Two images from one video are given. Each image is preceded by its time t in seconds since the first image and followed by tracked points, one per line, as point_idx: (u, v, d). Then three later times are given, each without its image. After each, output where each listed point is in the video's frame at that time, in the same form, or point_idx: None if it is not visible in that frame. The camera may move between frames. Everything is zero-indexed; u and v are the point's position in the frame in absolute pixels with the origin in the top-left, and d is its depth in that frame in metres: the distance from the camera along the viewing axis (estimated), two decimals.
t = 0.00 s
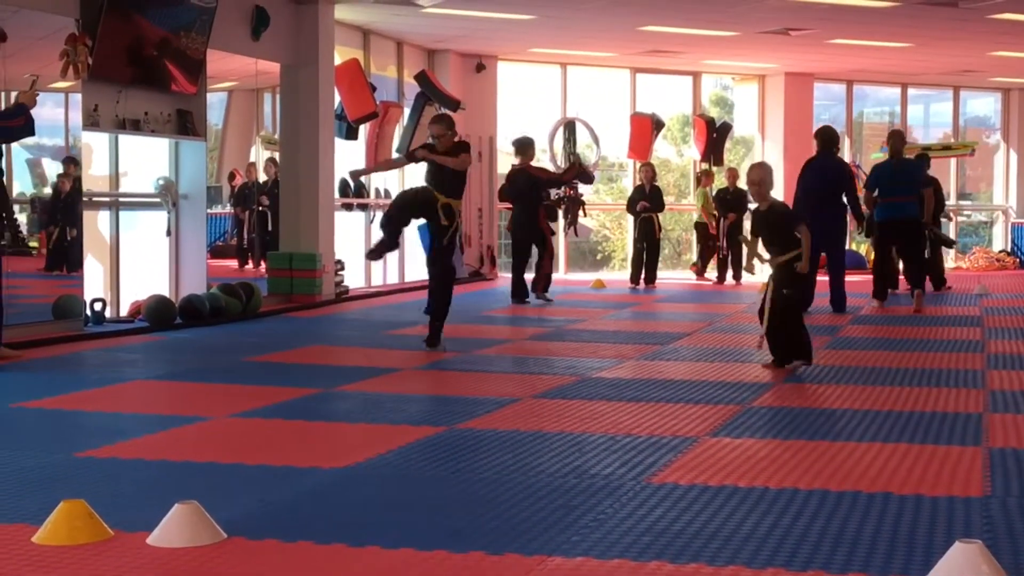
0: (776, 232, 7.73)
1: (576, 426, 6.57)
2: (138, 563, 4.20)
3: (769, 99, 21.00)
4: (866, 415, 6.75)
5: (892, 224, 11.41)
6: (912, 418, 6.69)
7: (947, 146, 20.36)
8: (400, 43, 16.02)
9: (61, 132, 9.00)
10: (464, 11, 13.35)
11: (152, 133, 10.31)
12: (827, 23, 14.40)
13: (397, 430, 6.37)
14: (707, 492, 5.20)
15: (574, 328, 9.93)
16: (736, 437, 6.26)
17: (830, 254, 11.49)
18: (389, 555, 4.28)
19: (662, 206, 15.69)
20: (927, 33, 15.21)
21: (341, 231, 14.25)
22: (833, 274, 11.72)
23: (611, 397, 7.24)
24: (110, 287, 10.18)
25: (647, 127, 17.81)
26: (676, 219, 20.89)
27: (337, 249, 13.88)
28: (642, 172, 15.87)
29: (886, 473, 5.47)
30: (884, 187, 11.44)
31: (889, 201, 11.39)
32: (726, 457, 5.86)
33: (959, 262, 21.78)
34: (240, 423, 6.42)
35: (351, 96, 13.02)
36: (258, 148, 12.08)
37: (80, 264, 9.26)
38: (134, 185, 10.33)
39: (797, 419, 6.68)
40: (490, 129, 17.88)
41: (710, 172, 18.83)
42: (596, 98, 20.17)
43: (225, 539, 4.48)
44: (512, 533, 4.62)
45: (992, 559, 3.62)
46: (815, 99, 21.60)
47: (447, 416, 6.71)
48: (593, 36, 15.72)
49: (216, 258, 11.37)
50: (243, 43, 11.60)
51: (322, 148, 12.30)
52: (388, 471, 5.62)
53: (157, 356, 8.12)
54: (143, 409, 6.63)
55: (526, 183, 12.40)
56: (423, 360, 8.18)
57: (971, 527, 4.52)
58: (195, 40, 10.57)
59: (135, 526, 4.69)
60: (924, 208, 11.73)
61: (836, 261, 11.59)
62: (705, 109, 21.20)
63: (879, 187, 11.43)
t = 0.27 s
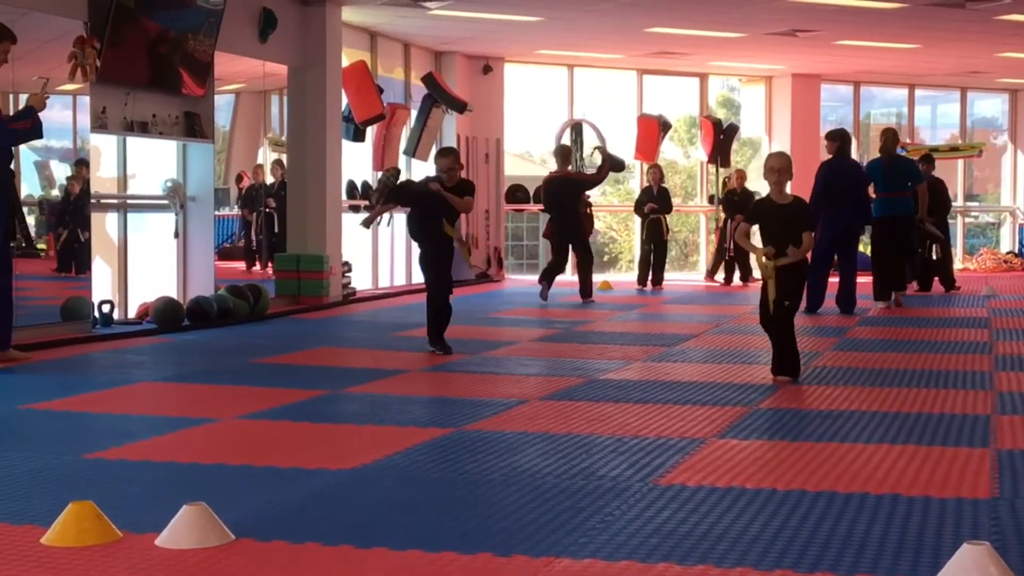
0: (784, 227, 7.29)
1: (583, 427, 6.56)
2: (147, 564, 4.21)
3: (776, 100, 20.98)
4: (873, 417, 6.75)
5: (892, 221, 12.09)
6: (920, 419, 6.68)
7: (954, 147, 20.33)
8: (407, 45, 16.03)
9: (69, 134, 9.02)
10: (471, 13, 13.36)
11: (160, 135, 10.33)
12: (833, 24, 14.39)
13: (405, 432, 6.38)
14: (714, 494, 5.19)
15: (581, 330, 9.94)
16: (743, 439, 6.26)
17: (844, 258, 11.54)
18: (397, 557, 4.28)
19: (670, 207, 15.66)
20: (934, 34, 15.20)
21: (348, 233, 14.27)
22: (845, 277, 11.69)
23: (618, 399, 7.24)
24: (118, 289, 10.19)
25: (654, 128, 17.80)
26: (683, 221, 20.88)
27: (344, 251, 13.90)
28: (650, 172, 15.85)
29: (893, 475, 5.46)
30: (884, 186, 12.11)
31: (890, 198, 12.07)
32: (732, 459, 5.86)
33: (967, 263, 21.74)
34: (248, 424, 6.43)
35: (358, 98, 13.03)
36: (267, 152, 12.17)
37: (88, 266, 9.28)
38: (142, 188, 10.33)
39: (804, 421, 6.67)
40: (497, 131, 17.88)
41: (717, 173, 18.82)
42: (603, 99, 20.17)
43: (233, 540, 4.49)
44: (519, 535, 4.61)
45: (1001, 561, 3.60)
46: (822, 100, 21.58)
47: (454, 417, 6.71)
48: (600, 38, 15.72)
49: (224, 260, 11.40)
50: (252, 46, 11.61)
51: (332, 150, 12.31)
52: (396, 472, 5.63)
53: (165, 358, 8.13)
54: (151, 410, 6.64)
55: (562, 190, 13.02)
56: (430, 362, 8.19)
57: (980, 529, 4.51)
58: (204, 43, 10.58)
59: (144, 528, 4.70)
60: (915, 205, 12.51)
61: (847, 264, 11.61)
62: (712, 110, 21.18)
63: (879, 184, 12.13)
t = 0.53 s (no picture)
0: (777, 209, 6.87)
1: (588, 427, 6.56)
2: (153, 564, 4.21)
3: (781, 100, 20.96)
4: (879, 417, 6.74)
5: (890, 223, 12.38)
6: (925, 420, 6.67)
7: (960, 147, 20.29)
8: (412, 46, 16.03)
9: (74, 134, 9.02)
10: (477, 13, 13.36)
11: (165, 135, 10.29)
12: (838, 24, 14.38)
13: (410, 432, 6.38)
14: (719, 494, 5.19)
15: (587, 330, 9.94)
16: (748, 439, 6.25)
17: (848, 261, 11.55)
18: (402, 557, 4.29)
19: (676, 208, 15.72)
20: (940, 34, 15.17)
21: (354, 233, 14.28)
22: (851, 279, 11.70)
23: (624, 399, 7.23)
24: (123, 289, 10.21)
25: (659, 128, 17.78)
26: (688, 221, 20.87)
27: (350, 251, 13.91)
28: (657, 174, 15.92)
29: (899, 476, 5.45)
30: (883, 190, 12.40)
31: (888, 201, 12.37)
32: (738, 459, 5.86)
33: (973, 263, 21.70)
34: (254, 424, 6.43)
35: (363, 98, 13.03)
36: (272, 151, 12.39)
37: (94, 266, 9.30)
38: (147, 188, 10.37)
39: (809, 421, 6.67)
40: (502, 131, 17.88)
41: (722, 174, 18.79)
42: (609, 99, 20.16)
43: (238, 540, 4.50)
44: (524, 535, 4.61)
45: (1007, 561, 3.60)
46: (827, 100, 21.55)
47: (460, 417, 6.72)
48: (605, 38, 15.70)
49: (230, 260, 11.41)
50: (257, 46, 11.61)
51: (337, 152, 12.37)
52: (401, 472, 5.63)
53: (171, 358, 8.14)
54: (156, 410, 6.65)
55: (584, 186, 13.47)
56: (435, 362, 8.20)
57: (985, 530, 4.50)
58: (209, 44, 10.58)
59: (149, 527, 4.71)
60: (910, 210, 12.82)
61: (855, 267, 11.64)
62: (717, 110, 21.17)
63: (878, 186, 12.48)
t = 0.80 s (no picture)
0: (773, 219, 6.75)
1: (591, 427, 6.57)
2: (157, 563, 4.21)
3: (784, 100, 20.96)
4: (882, 417, 6.74)
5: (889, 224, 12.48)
6: (928, 419, 6.67)
7: (963, 146, 20.27)
8: (415, 45, 16.03)
9: (77, 134, 9.04)
10: (480, 12, 13.36)
11: (168, 135, 10.28)
12: (841, 24, 14.37)
13: (413, 431, 6.39)
14: (722, 493, 5.20)
15: (590, 329, 9.94)
16: (751, 439, 6.26)
17: (852, 262, 11.49)
18: (404, 556, 4.29)
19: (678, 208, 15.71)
20: (943, 34, 15.16)
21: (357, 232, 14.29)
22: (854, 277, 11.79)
23: (627, 399, 7.23)
24: (127, 289, 10.22)
25: (662, 128, 17.78)
26: (691, 221, 20.88)
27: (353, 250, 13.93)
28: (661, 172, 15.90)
29: (902, 475, 5.46)
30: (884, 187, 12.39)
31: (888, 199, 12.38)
32: (741, 459, 5.86)
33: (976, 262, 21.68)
34: (257, 423, 6.44)
35: (366, 97, 12.96)
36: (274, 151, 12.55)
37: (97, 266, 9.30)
38: (151, 187, 10.39)
39: (812, 420, 6.67)
40: (505, 130, 17.89)
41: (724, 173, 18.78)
42: (612, 99, 20.17)
43: (242, 539, 4.50)
44: (528, 534, 4.62)
45: (1010, 561, 3.59)
46: (830, 100, 21.54)
47: (462, 417, 6.72)
48: (607, 38, 15.71)
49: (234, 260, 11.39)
50: (261, 45, 11.63)
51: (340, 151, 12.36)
52: (404, 471, 5.63)
53: (174, 357, 8.14)
54: (160, 410, 6.65)
55: (605, 182, 13.61)
56: (439, 361, 8.20)
57: (989, 529, 4.51)
58: (212, 43, 10.58)
59: (153, 526, 4.72)
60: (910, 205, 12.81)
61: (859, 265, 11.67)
62: (720, 110, 21.18)
63: (878, 183, 12.42)
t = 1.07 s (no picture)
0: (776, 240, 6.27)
1: (594, 425, 6.56)
2: (157, 562, 4.21)
3: (786, 99, 20.96)
4: (884, 416, 6.74)
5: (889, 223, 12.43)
6: (930, 418, 6.66)
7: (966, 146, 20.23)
8: (417, 44, 16.04)
9: (80, 132, 9.01)
10: (482, 11, 13.36)
11: (171, 133, 10.32)
12: (844, 23, 14.37)
13: (415, 430, 6.38)
14: (725, 492, 5.20)
15: (593, 328, 9.93)
16: (754, 438, 6.26)
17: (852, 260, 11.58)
18: (406, 554, 4.29)
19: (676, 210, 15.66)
20: (945, 33, 15.15)
21: (359, 230, 14.30)
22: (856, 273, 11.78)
23: (629, 397, 7.23)
24: (129, 287, 10.23)
25: (665, 127, 17.79)
26: (693, 220, 20.88)
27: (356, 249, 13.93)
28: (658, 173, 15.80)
29: (905, 475, 5.45)
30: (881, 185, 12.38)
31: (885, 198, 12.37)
32: (744, 458, 5.85)
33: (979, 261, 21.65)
34: (259, 422, 6.44)
35: (368, 94, 12.96)
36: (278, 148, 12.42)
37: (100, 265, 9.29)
38: (153, 185, 10.41)
39: (814, 419, 6.67)
40: (508, 129, 17.89)
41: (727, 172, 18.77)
42: (614, 98, 20.18)
43: (244, 537, 4.51)
44: (530, 532, 4.62)
45: (1012, 560, 3.59)
46: (833, 99, 21.53)
47: (464, 415, 6.72)
48: (609, 37, 15.72)
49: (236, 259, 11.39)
50: (264, 44, 11.64)
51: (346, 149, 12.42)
52: (406, 470, 5.63)
53: (177, 356, 8.14)
54: (162, 408, 6.65)
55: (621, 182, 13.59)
56: (441, 360, 8.19)
57: (991, 528, 4.50)
58: (215, 42, 10.59)
59: (156, 524, 4.72)
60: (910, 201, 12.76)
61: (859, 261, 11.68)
62: (722, 109, 21.17)
63: (876, 182, 12.41)
